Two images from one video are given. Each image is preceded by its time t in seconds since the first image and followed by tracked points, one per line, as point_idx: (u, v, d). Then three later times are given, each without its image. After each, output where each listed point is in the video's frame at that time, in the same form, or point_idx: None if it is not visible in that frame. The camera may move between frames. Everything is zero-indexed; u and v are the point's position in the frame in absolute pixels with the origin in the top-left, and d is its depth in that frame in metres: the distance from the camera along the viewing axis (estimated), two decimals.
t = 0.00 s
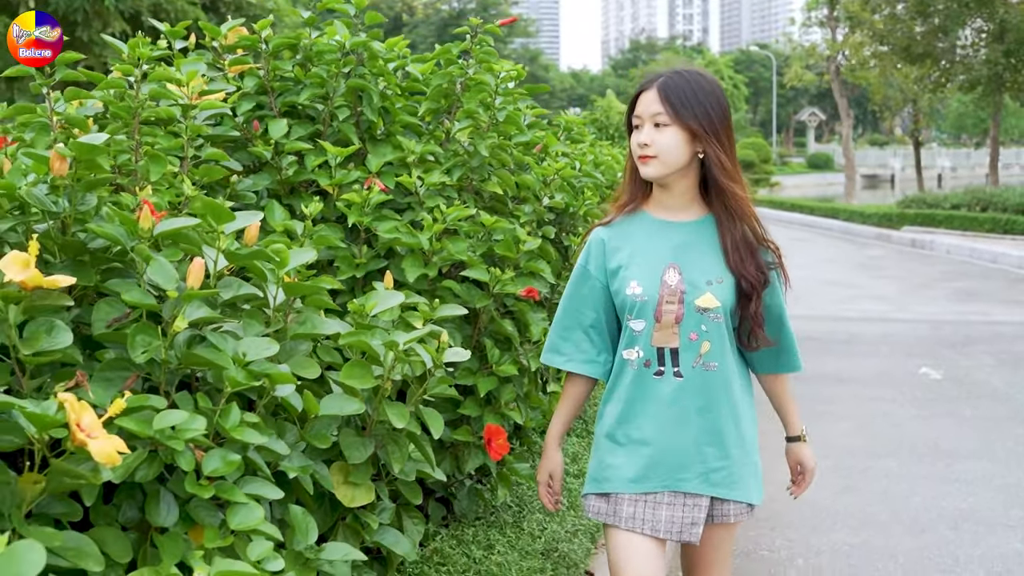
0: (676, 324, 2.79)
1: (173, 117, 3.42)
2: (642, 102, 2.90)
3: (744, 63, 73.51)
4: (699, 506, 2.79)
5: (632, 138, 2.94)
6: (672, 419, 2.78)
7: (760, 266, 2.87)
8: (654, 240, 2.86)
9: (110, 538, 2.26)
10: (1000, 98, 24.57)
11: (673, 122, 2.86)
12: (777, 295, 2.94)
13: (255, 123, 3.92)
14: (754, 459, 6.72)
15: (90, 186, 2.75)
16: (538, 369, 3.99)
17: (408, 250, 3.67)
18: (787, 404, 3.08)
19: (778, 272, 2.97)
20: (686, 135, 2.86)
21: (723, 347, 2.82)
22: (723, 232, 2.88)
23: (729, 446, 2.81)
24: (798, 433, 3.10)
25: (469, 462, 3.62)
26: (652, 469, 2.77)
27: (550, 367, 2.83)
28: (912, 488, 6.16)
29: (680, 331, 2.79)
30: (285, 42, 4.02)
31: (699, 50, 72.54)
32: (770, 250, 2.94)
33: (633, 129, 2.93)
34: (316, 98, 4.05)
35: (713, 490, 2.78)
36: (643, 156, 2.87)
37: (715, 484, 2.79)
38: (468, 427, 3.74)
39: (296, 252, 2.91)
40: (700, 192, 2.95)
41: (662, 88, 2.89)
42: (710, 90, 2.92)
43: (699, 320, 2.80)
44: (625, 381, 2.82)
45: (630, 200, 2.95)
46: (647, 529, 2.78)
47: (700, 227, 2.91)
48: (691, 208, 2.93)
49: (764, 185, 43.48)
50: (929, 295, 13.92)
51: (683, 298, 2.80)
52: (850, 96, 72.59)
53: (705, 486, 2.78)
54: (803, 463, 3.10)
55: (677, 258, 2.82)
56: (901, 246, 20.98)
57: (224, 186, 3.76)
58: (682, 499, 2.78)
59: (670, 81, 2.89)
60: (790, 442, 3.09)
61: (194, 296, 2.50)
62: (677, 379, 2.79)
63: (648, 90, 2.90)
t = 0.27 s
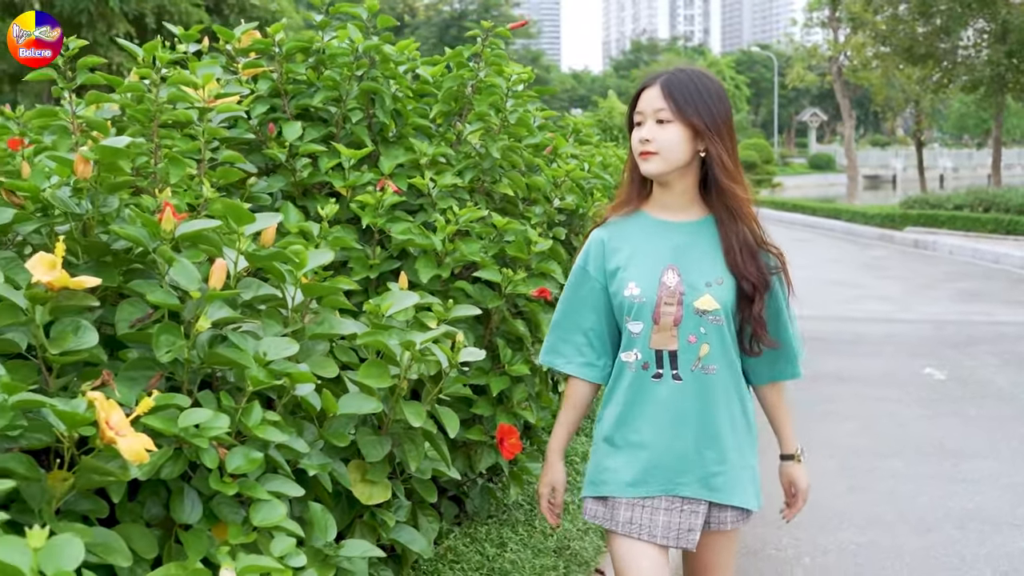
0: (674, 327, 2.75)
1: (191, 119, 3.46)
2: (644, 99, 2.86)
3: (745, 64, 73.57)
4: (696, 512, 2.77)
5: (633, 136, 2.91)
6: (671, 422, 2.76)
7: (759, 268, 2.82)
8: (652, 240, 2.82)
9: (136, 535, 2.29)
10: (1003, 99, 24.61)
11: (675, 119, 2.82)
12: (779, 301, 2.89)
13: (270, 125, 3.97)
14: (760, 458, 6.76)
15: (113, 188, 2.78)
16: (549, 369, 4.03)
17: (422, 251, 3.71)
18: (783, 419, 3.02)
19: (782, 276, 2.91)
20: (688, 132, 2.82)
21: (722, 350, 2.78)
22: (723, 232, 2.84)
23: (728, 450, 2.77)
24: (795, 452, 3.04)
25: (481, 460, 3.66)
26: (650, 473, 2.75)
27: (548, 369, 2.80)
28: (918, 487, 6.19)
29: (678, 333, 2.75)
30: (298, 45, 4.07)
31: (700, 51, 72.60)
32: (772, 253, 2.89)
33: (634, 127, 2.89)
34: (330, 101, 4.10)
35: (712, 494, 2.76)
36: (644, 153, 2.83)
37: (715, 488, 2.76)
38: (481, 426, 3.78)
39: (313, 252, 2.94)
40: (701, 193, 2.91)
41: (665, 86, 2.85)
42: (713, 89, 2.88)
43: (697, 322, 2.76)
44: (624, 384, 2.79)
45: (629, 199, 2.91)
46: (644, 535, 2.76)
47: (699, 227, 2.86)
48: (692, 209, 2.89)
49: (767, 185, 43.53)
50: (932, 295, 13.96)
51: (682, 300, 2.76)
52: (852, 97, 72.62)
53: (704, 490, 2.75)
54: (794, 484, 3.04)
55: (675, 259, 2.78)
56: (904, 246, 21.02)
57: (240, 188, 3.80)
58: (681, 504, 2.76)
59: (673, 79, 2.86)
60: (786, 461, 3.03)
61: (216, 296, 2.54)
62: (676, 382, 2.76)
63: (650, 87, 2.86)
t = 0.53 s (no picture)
0: (674, 324, 2.73)
1: (205, 122, 3.51)
2: (647, 95, 2.83)
3: (748, 64, 73.60)
4: (700, 515, 2.76)
5: (635, 132, 2.88)
6: (672, 420, 2.75)
7: (758, 265, 2.79)
8: (653, 237, 2.79)
9: (158, 531, 2.33)
10: (1006, 99, 24.64)
11: (679, 117, 2.79)
12: (773, 305, 2.85)
13: (282, 128, 4.01)
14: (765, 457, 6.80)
15: (133, 189, 2.82)
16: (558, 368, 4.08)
17: (433, 251, 3.75)
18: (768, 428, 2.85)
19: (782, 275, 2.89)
20: (691, 130, 2.80)
21: (723, 348, 2.76)
22: (722, 229, 2.81)
23: (729, 449, 2.76)
24: (775, 467, 2.82)
25: (491, 458, 3.70)
26: (654, 472, 2.74)
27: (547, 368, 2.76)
28: (922, 486, 6.23)
29: (679, 330, 2.73)
30: (310, 48, 4.12)
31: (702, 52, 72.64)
32: (772, 253, 2.85)
33: (637, 123, 2.86)
34: (341, 103, 4.14)
35: (715, 494, 2.75)
36: (647, 150, 2.80)
37: (717, 488, 2.75)
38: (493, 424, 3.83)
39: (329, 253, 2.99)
40: (701, 191, 2.88)
41: (669, 82, 2.82)
42: (716, 87, 2.85)
43: (698, 319, 2.73)
44: (624, 382, 2.77)
45: (628, 197, 2.89)
46: (646, 538, 2.76)
47: (699, 225, 2.84)
48: (691, 206, 2.86)
49: (769, 186, 43.57)
50: (935, 295, 14.00)
51: (683, 296, 2.74)
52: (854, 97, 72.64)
53: (707, 490, 2.74)
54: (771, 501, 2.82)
55: (676, 256, 2.76)
56: (907, 246, 21.06)
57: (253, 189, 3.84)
58: (684, 507, 2.76)
59: (677, 75, 2.82)
60: (765, 474, 2.83)
61: (235, 296, 2.58)
62: (677, 379, 2.75)
63: (653, 84, 2.83)
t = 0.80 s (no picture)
0: (674, 320, 2.72)
1: (215, 121, 3.54)
2: (649, 93, 2.80)
3: (748, 64, 73.63)
4: (702, 513, 2.76)
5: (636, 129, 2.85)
6: (671, 417, 2.74)
7: (757, 262, 2.76)
8: (652, 234, 2.78)
9: (173, 523, 2.36)
10: (1006, 98, 24.65)
11: (683, 115, 2.77)
12: (774, 301, 2.78)
13: (290, 127, 4.04)
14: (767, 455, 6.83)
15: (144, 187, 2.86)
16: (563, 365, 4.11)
17: (441, 249, 3.78)
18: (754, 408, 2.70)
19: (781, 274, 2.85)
20: (693, 129, 2.77)
21: (722, 344, 2.75)
22: (722, 227, 2.78)
23: (729, 446, 2.76)
24: (751, 445, 2.64)
25: (498, 454, 3.73)
26: (654, 469, 2.74)
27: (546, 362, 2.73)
28: (925, 484, 6.26)
29: (679, 326, 2.72)
30: (318, 47, 4.15)
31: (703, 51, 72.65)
32: (770, 253, 2.80)
33: (639, 121, 2.83)
34: (348, 102, 4.17)
35: (715, 491, 2.75)
36: (651, 148, 2.78)
37: (717, 485, 2.75)
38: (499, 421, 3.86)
39: (339, 250, 3.01)
40: (701, 190, 2.86)
41: (671, 80, 2.79)
42: (718, 86, 2.82)
43: (697, 315, 2.72)
44: (624, 378, 2.76)
45: (628, 194, 2.87)
46: (647, 536, 2.75)
47: (699, 223, 2.82)
48: (691, 204, 2.84)
49: (770, 185, 43.60)
50: (936, 294, 14.03)
51: (683, 292, 2.73)
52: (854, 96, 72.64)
53: (707, 487, 2.74)
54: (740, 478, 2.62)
55: (676, 252, 2.75)
56: (908, 245, 21.09)
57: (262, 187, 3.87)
58: (685, 505, 2.75)
59: (680, 73, 2.80)
60: (742, 451, 2.65)
61: (248, 293, 2.61)
62: (677, 376, 2.73)
63: (655, 81, 2.80)
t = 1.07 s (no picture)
0: (674, 314, 2.71)
1: (224, 120, 3.57)
2: (651, 89, 2.80)
3: (749, 62, 73.62)
4: (706, 508, 2.72)
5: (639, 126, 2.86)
6: (672, 411, 2.71)
7: (758, 254, 2.72)
8: (653, 230, 2.79)
9: (188, 516, 2.39)
10: (1008, 97, 24.67)
11: (684, 111, 2.77)
12: (776, 292, 2.72)
13: (298, 126, 4.07)
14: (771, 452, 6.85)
15: (157, 185, 2.89)
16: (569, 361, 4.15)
17: (448, 247, 3.81)
18: (744, 378, 2.60)
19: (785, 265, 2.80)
20: (694, 124, 2.77)
21: (722, 338, 2.72)
22: (722, 221, 2.76)
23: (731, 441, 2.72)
24: (736, 407, 2.54)
25: (504, 450, 3.75)
26: (654, 463, 2.72)
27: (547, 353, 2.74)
28: (928, 480, 6.29)
29: (679, 320, 2.71)
30: (325, 47, 4.18)
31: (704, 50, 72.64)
32: (771, 247, 2.75)
33: (641, 117, 2.84)
34: (356, 101, 4.20)
35: (717, 487, 2.70)
36: (652, 143, 2.78)
37: (718, 481, 2.70)
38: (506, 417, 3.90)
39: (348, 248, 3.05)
40: (704, 186, 2.87)
41: (674, 76, 2.78)
42: (720, 81, 2.82)
43: (697, 309, 2.71)
44: (625, 373, 2.75)
45: (631, 190, 2.90)
46: (652, 533, 2.75)
47: (700, 218, 2.82)
48: (692, 200, 2.85)
49: (771, 184, 43.61)
50: (938, 292, 14.06)
51: (683, 286, 2.72)
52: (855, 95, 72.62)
53: (708, 483, 2.70)
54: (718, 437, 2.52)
55: (676, 247, 2.75)
56: (910, 244, 21.12)
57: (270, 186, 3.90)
58: (689, 501, 2.72)
59: (681, 68, 2.79)
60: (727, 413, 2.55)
61: (260, 289, 2.65)
62: (678, 370, 2.71)
63: (658, 78, 2.80)
